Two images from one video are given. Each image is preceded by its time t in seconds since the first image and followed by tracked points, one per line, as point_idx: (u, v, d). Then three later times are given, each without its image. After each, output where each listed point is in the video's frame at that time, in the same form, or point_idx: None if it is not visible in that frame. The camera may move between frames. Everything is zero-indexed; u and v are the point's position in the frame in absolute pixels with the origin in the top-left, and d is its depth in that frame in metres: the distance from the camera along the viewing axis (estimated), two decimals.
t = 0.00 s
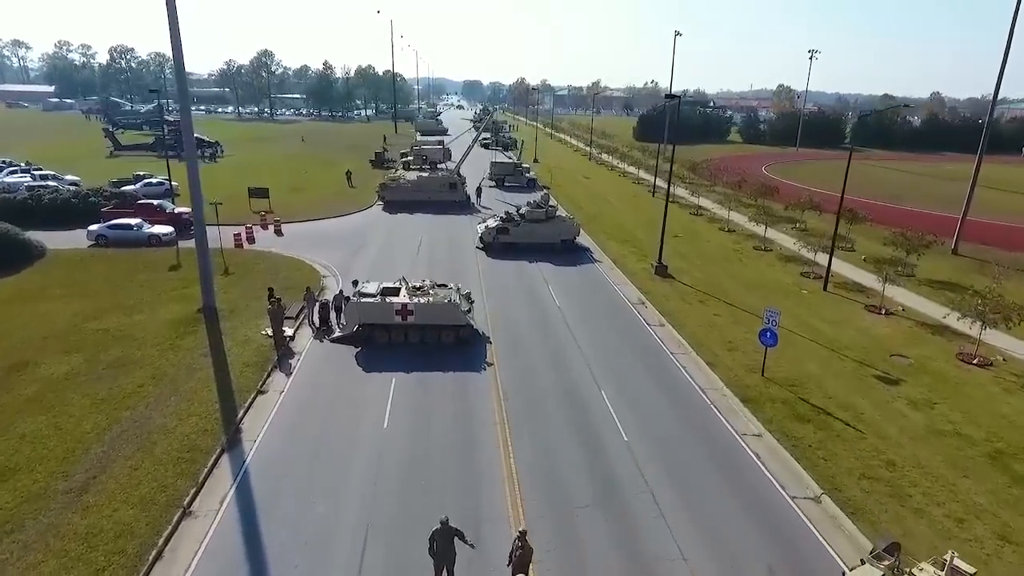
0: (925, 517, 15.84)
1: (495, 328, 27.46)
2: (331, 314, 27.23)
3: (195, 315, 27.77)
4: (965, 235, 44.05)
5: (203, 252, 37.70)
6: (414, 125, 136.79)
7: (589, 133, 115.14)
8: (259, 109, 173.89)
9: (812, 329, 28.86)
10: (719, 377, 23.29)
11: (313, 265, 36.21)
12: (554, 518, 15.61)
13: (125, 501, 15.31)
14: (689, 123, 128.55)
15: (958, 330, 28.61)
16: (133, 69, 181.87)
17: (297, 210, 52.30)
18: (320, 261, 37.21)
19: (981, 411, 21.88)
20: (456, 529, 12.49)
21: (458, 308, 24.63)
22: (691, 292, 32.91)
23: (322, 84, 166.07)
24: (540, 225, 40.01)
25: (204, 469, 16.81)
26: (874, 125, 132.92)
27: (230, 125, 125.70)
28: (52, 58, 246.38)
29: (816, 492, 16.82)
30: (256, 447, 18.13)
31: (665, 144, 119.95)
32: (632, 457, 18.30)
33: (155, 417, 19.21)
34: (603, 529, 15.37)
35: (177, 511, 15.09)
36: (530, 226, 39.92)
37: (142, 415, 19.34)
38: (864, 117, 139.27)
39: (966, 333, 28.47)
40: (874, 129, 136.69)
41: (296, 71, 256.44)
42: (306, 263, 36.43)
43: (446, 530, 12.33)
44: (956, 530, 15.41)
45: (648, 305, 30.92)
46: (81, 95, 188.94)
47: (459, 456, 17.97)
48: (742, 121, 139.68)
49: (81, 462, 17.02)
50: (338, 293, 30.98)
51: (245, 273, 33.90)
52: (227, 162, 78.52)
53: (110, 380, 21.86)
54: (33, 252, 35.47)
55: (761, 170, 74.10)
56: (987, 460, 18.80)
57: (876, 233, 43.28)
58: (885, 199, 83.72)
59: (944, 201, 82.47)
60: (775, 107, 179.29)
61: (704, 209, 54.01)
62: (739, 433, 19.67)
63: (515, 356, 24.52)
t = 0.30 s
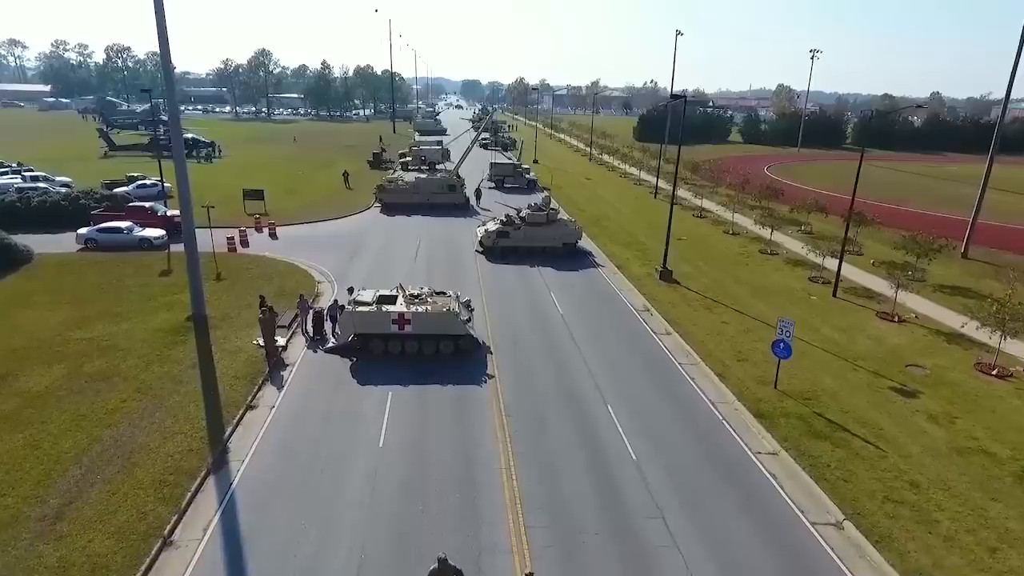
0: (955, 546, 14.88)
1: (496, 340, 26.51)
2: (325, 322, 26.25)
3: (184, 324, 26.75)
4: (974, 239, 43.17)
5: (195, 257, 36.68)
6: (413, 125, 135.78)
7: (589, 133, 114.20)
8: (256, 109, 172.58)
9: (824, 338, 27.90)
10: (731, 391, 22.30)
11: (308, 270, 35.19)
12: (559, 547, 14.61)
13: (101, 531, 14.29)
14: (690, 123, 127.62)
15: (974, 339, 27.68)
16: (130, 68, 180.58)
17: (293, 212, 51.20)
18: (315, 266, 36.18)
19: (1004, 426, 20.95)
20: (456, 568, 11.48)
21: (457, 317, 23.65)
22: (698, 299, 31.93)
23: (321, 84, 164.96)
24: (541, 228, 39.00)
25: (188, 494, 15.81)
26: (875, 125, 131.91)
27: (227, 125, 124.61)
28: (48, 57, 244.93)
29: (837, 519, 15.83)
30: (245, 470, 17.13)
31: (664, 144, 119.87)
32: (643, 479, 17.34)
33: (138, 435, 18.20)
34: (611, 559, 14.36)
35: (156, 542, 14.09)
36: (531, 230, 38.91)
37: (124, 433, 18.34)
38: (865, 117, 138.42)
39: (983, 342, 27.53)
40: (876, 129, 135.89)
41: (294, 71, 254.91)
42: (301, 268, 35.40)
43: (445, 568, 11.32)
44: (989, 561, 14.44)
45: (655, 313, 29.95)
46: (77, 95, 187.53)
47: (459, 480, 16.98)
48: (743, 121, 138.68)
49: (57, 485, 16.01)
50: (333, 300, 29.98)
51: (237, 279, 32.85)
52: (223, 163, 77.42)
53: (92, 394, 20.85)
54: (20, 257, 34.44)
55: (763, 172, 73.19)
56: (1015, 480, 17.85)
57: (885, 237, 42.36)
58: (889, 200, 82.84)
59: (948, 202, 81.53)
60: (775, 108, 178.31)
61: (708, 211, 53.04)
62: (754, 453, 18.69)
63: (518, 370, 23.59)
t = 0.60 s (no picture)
0: None
1: (496, 348, 25.60)
2: (319, 331, 25.22)
3: (173, 333, 25.71)
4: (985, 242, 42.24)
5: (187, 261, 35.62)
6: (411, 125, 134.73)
7: (589, 133, 113.26)
8: (254, 108, 171.26)
9: (836, 347, 26.91)
10: (743, 405, 21.29)
11: (303, 275, 34.17)
12: None
13: (72, 566, 13.26)
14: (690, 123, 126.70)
15: (992, 349, 26.71)
16: (126, 68, 179.37)
17: (288, 214, 50.15)
18: (311, 271, 35.12)
19: None
20: None
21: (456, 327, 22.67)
22: (705, 306, 30.92)
23: (319, 83, 163.84)
24: (542, 232, 37.97)
25: (168, 522, 14.78)
26: (877, 125, 130.95)
27: (224, 124, 123.49)
28: (44, 57, 243.16)
29: (863, 548, 14.79)
30: (230, 493, 16.10)
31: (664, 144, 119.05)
32: (653, 499, 16.46)
33: (118, 456, 17.16)
34: None
35: None
36: (532, 233, 37.91)
37: (103, 454, 17.30)
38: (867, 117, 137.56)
39: (1001, 351, 26.56)
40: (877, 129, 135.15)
41: (292, 70, 253.63)
42: (296, 273, 34.37)
43: None
44: None
45: (661, 321, 29.06)
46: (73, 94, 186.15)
47: (459, 504, 15.95)
48: (743, 121, 137.68)
49: (29, 513, 14.97)
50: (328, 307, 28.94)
51: (229, 285, 31.84)
52: (217, 163, 76.24)
53: (72, 410, 19.80)
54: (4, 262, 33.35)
55: (766, 172, 72.31)
56: None
57: (894, 240, 41.40)
58: (893, 201, 81.98)
59: (952, 202, 80.57)
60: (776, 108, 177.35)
61: (711, 214, 52.05)
62: (771, 471, 17.74)
63: (520, 379, 22.70)
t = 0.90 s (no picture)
0: None
1: (497, 357, 24.66)
2: (313, 342, 24.17)
3: (160, 343, 24.66)
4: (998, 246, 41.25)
5: (179, 266, 34.57)
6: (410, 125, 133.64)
7: (589, 133, 112.26)
8: (251, 108, 169.87)
9: (851, 358, 25.89)
10: (757, 421, 20.25)
11: (298, 281, 33.12)
12: None
13: None
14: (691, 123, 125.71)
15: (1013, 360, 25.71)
16: (124, 68, 178.21)
17: (284, 217, 49.00)
18: (306, 277, 34.05)
19: None
20: None
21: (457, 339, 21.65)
22: (713, 313, 29.90)
23: (317, 83, 162.70)
24: (544, 236, 36.94)
25: (147, 556, 13.76)
26: (879, 126, 130.05)
27: (221, 124, 122.23)
28: (41, 55, 241.59)
29: None
30: (215, 522, 15.06)
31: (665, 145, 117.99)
32: (664, 522, 15.56)
33: (96, 480, 16.13)
34: None
35: None
36: (534, 237, 36.88)
37: (80, 477, 16.25)
38: (869, 118, 136.67)
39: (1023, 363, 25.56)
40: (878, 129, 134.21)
41: (290, 70, 252.22)
42: (291, 279, 33.29)
43: None
44: None
45: (668, 328, 28.13)
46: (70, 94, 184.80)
47: (460, 533, 14.91)
48: (745, 121, 136.69)
49: None
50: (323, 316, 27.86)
51: (221, 291, 30.79)
52: (213, 164, 75.17)
53: (50, 428, 18.76)
54: None
55: (770, 174, 71.36)
56: None
57: (905, 244, 40.42)
58: (898, 202, 81.00)
59: (958, 204, 79.57)
60: (777, 108, 176.39)
61: (717, 216, 51.05)
62: (790, 493, 16.76)
63: (522, 391, 21.78)
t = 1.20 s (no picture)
0: None
1: (499, 366, 23.97)
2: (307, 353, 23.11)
3: (148, 355, 23.59)
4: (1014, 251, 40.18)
5: (171, 271, 33.50)
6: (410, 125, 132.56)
7: (591, 133, 111.14)
8: (250, 107, 168.60)
9: (869, 369, 24.82)
10: (775, 440, 19.19)
11: (293, 287, 32.06)
12: None
13: None
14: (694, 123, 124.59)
15: None
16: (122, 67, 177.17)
17: (280, 219, 47.87)
18: (302, 282, 32.96)
19: None
20: None
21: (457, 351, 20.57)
22: (724, 322, 28.83)
23: (316, 83, 161.59)
24: (548, 240, 35.87)
25: None
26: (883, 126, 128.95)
27: (220, 124, 121.16)
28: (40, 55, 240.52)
29: None
30: (198, 555, 14.02)
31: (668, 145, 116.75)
32: (666, 526, 15.45)
33: (72, 507, 15.08)
34: None
35: None
36: (537, 241, 35.84)
37: (55, 504, 15.19)
38: (872, 118, 135.58)
39: None
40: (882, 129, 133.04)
41: (290, 69, 250.90)
42: (285, 285, 32.22)
43: None
44: None
45: (677, 337, 27.10)
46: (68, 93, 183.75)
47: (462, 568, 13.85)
48: (747, 121, 135.59)
49: None
50: (318, 325, 26.80)
51: (214, 299, 29.73)
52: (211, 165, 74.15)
53: (27, 447, 17.72)
54: None
55: (775, 175, 70.26)
56: None
57: (918, 249, 39.36)
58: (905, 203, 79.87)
59: (965, 205, 78.49)
60: (778, 109, 175.32)
61: (723, 219, 49.97)
62: (813, 521, 15.74)
63: (523, 394, 21.62)
